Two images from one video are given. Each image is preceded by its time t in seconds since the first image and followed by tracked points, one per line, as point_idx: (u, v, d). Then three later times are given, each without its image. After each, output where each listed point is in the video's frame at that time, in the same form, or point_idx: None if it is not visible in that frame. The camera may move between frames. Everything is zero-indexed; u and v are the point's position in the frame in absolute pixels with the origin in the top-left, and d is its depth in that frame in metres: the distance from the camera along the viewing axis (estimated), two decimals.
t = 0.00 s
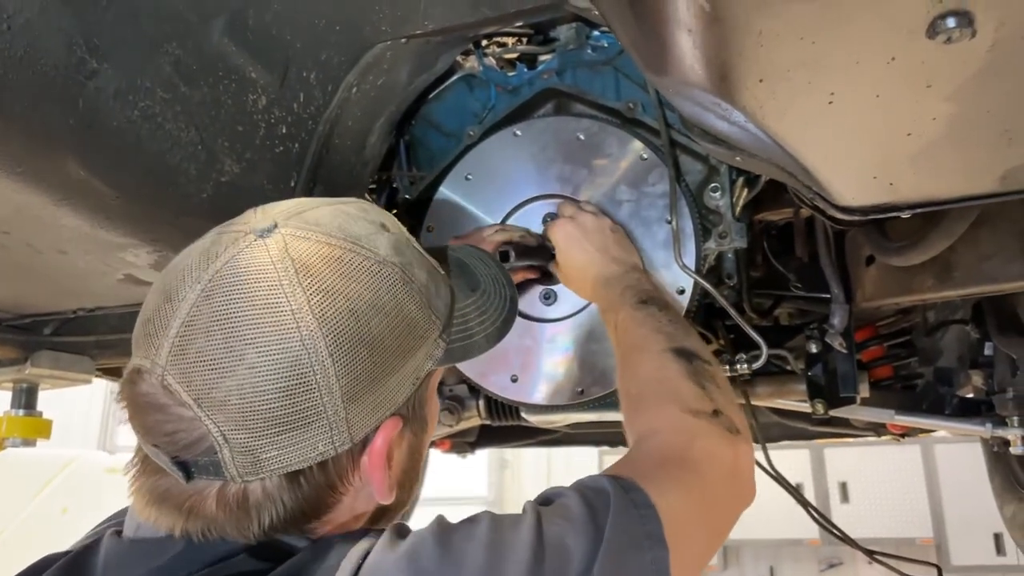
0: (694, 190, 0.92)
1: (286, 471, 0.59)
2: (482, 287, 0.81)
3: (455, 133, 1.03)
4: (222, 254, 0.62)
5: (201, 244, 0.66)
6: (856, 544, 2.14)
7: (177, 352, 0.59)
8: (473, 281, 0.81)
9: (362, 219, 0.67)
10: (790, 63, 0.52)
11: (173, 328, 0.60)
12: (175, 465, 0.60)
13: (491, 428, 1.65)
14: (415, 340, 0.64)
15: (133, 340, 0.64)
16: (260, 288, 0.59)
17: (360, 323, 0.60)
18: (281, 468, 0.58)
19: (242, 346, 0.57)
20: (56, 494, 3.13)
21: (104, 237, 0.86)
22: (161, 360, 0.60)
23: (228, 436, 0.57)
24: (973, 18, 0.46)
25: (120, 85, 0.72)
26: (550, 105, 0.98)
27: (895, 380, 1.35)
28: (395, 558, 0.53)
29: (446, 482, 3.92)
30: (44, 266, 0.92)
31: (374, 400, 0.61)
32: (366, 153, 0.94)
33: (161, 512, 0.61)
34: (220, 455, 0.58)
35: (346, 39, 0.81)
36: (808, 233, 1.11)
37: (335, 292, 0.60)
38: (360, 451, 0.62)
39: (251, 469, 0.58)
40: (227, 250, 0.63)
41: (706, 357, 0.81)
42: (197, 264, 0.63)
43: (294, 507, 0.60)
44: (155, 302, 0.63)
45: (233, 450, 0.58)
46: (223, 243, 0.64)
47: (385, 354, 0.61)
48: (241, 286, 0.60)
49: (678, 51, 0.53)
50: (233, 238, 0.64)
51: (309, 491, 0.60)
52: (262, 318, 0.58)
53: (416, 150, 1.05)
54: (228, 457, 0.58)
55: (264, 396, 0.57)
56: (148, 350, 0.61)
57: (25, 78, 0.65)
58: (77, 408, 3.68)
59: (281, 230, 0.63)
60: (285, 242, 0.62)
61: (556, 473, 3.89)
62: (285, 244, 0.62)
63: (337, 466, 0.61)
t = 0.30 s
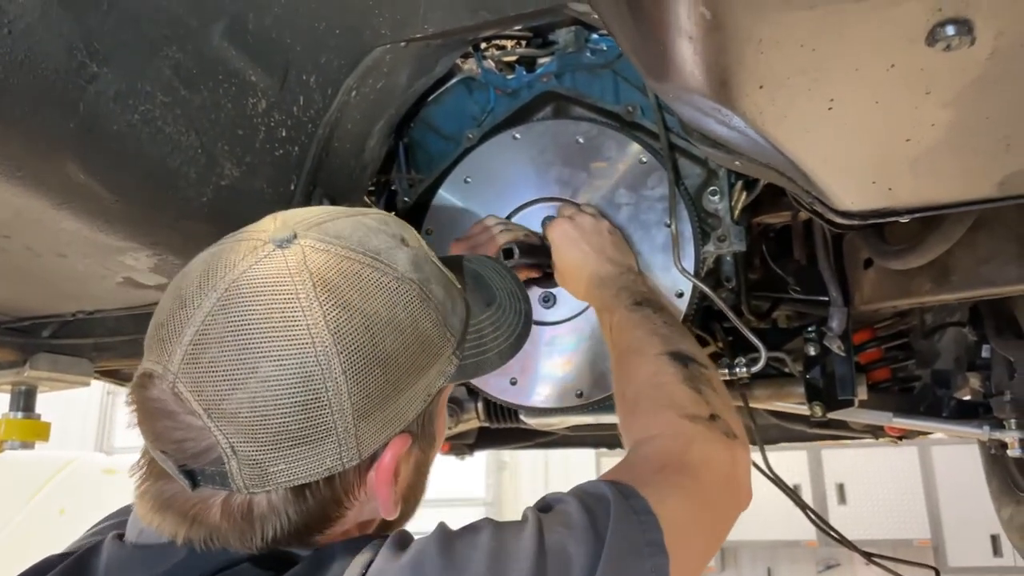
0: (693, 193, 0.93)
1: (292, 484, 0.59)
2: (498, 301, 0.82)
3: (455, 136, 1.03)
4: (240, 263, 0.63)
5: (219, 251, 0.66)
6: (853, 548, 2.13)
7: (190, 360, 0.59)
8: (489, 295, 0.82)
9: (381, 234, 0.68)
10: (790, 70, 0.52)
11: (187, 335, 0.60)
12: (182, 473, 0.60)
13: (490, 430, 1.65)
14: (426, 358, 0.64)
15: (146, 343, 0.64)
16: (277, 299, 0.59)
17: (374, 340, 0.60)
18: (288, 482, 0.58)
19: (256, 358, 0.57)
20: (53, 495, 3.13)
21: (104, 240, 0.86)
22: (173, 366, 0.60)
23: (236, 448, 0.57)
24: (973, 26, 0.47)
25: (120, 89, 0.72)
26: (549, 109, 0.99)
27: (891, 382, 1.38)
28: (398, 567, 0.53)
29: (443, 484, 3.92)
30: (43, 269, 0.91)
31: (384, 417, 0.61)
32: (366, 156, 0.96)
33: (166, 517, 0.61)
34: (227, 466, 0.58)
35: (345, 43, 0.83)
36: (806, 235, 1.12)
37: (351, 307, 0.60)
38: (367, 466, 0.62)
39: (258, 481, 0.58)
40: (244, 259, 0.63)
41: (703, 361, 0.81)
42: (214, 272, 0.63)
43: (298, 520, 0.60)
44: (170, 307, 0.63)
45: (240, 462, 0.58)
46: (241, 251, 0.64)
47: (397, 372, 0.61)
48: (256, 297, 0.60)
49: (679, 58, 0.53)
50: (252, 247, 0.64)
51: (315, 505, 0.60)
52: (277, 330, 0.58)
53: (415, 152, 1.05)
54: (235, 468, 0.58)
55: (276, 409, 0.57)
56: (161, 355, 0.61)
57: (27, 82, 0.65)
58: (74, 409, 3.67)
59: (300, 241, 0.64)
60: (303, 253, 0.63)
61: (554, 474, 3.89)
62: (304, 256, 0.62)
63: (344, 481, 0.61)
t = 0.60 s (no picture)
0: (693, 192, 0.92)
1: (303, 486, 0.59)
2: (512, 316, 0.83)
3: (453, 135, 1.03)
4: (266, 261, 0.63)
5: (243, 248, 0.67)
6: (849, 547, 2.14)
7: (210, 354, 0.59)
8: (503, 309, 0.83)
9: (406, 240, 0.68)
10: (791, 67, 0.52)
11: (209, 330, 0.60)
12: (193, 468, 0.60)
13: (488, 430, 1.65)
14: (443, 368, 0.65)
15: (164, 335, 0.64)
16: (301, 299, 0.60)
17: (394, 346, 0.61)
18: (298, 483, 0.59)
19: (277, 357, 0.58)
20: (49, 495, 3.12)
21: (101, 238, 0.85)
22: (192, 360, 0.60)
23: (250, 446, 0.57)
24: (974, 23, 0.47)
25: (118, 86, 0.72)
26: (547, 108, 0.98)
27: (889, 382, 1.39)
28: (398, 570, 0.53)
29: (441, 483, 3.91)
30: (39, 267, 0.91)
31: (398, 424, 0.62)
32: (364, 155, 0.96)
33: (173, 511, 0.61)
34: (239, 463, 0.58)
35: (344, 42, 0.82)
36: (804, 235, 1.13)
37: (374, 313, 0.61)
38: (376, 472, 0.62)
39: (269, 480, 0.58)
40: (270, 257, 0.64)
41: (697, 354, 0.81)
42: (239, 268, 0.63)
43: (304, 523, 0.60)
44: (193, 301, 0.63)
45: (253, 460, 0.58)
46: (267, 249, 0.64)
47: (414, 380, 0.62)
48: (280, 296, 0.60)
49: (680, 55, 0.53)
50: (278, 246, 0.65)
51: (322, 509, 0.60)
52: (300, 331, 0.59)
53: (413, 151, 1.05)
54: (247, 466, 0.58)
55: (294, 409, 0.58)
56: (179, 348, 0.61)
57: (24, 79, 0.65)
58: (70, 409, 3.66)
59: (327, 243, 0.65)
60: (329, 255, 0.63)
61: (551, 474, 3.89)
62: (330, 258, 0.63)
63: (352, 486, 0.62)
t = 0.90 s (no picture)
0: (690, 192, 0.92)
1: (293, 481, 0.59)
2: (499, 320, 0.82)
3: (450, 136, 1.02)
4: (257, 257, 0.63)
5: (234, 247, 0.67)
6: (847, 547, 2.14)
7: (201, 349, 0.59)
8: (490, 313, 0.82)
9: (396, 239, 0.68)
10: (789, 67, 0.52)
11: (200, 326, 0.60)
12: (183, 464, 0.59)
13: (485, 432, 1.64)
14: (432, 365, 0.65)
15: (155, 333, 0.64)
16: (292, 294, 0.60)
17: (384, 340, 0.61)
18: (289, 478, 0.58)
19: (268, 351, 0.58)
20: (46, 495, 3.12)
21: (95, 239, 0.85)
22: (184, 355, 0.60)
23: (241, 440, 0.57)
24: (974, 22, 0.46)
25: (112, 86, 0.72)
26: (545, 108, 0.98)
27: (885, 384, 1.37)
28: None
29: (438, 485, 3.91)
30: (32, 268, 0.90)
31: (387, 419, 0.62)
32: (360, 155, 0.95)
33: (166, 507, 0.61)
34: (230, 458, 0.58)
35: (340, 41, 0.82)
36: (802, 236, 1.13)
37: (364, 308, 0.61)
38: (366, 470, 0.62)
39: (259, 475, 0.58)
40: (261, 254, 0.64)
41: (710, 368, 0.81)
42: (231, 265, 0.63)
43: (295, 519, 0.60)
44: (184, 298, 0.63)
45: (243, 454, 0.57)
46: (258, 247, 0.64)
47: (403, 375, 0.62)
48: (271, 291, 0.60)
49: (678, 54, 0.53)
50: (270, 244, 0.65)
51: (312, 505, 0.60)
52: (291, 325, 0.59)
53: (410, 152, 1.04)
54: (238, 460, 0.58)
55: (284, 402, 0.57)
56: (170, 344, 0.61)
57: (17, 78, 0.64)
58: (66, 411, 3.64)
59: (318, 240, 0.65)
60: (320, 252, 0.63)
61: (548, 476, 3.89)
62: (320, 254, 0.63)
63: (342, 483, 0.61)
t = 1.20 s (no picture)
0: (687, 193, 0.92)
1: (297, 483, 0.59)
2: (497, 335, 0.82)
3: (447, 136, 1.03)
4: (267, 263, 0.64)
5: (243, 253, 0.68)
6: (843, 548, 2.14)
7: (210, 349, 0.60)
8: (488, 328, 0.81)
9: (402, 250, 0.70)
10: (786, 69, 0.52)
11: (210, 327, 0.61)
12: (188, 463, 0.59)
13: (481, 433, 1.64)
14: (434, 373, 0.66)
15: (163, 335, 0.65)
16: (301, 297, 0.61)
17: (389, 345, 0.62)
18: (293, 480, 0.59)
19: (277, 352, 0.59)
20: (40, 499, 3.07)
21: (90, 239, 0.85)
22: (192, 356, 0.60)
23: (247, 439, 0.57)
24: (970, 25, 0.46)
25: (107, 86, 0.71)
26: (542, 109, 0.98)
27: (883, 384, 1.40)
28: None
29: (435, 486, 3.90)
30: (28, 269, 0.90)
31: (390, 424, 0.62)
32: (358, 156, 0.94)
33: (170, 509, 0.60)
34: (235, 458, 0.58)
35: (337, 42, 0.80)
36: (798, 238, 1.12)
37: (371, 314, 0.62)
38: (367, 474, 0.63)
39: (264, 476, 0.58)
40: (270, 260, 0.65)
41: (719, 400, 0.80)
42: (241, 270, 0.64)
43: (297, 521, 0.60)
44: (194, 301, 0.64)
45: (249, 455, 0.58)
46: (268, 253, 0.66)
47: (407, 381, 0.63)
48: (280, 295, 0.61)
49: (675, 55, 0.52)
50: (279, 250, 0.66)
51: (315, 507, 0.60)
52: (300, 327, 0.59)
53: (407, 152, 1.04)
54: (243, 460, 0.58)
55: (291, 403, 0.58)
56: (178, 345, 0.61)
57: (11, 79, 0.64)
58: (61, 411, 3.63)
59: (327, 248, 0.66)
60: (329, 259, 0.65)
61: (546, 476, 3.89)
62: (329, 261, 0.64)
63: (344, 486, 0.62)
